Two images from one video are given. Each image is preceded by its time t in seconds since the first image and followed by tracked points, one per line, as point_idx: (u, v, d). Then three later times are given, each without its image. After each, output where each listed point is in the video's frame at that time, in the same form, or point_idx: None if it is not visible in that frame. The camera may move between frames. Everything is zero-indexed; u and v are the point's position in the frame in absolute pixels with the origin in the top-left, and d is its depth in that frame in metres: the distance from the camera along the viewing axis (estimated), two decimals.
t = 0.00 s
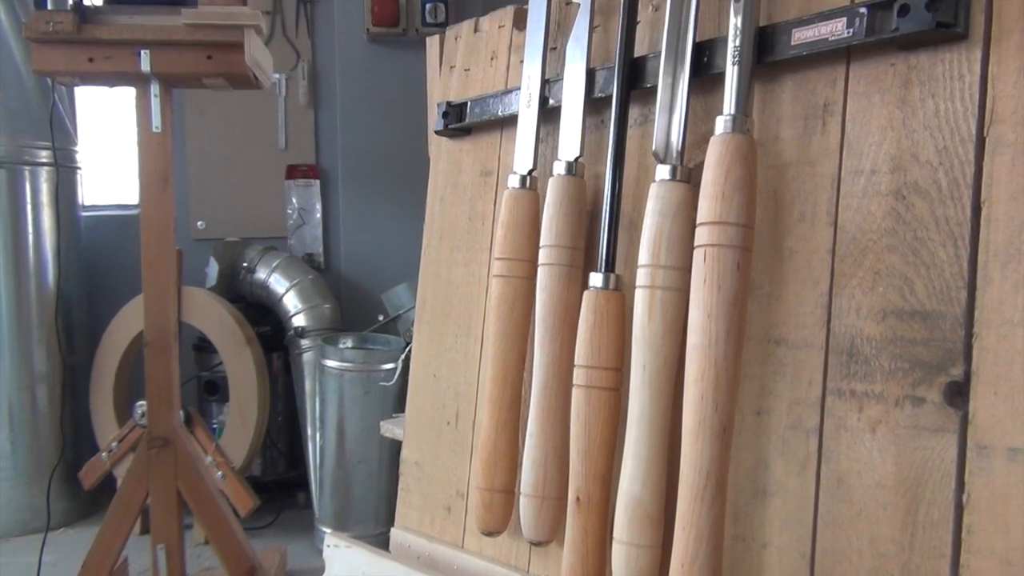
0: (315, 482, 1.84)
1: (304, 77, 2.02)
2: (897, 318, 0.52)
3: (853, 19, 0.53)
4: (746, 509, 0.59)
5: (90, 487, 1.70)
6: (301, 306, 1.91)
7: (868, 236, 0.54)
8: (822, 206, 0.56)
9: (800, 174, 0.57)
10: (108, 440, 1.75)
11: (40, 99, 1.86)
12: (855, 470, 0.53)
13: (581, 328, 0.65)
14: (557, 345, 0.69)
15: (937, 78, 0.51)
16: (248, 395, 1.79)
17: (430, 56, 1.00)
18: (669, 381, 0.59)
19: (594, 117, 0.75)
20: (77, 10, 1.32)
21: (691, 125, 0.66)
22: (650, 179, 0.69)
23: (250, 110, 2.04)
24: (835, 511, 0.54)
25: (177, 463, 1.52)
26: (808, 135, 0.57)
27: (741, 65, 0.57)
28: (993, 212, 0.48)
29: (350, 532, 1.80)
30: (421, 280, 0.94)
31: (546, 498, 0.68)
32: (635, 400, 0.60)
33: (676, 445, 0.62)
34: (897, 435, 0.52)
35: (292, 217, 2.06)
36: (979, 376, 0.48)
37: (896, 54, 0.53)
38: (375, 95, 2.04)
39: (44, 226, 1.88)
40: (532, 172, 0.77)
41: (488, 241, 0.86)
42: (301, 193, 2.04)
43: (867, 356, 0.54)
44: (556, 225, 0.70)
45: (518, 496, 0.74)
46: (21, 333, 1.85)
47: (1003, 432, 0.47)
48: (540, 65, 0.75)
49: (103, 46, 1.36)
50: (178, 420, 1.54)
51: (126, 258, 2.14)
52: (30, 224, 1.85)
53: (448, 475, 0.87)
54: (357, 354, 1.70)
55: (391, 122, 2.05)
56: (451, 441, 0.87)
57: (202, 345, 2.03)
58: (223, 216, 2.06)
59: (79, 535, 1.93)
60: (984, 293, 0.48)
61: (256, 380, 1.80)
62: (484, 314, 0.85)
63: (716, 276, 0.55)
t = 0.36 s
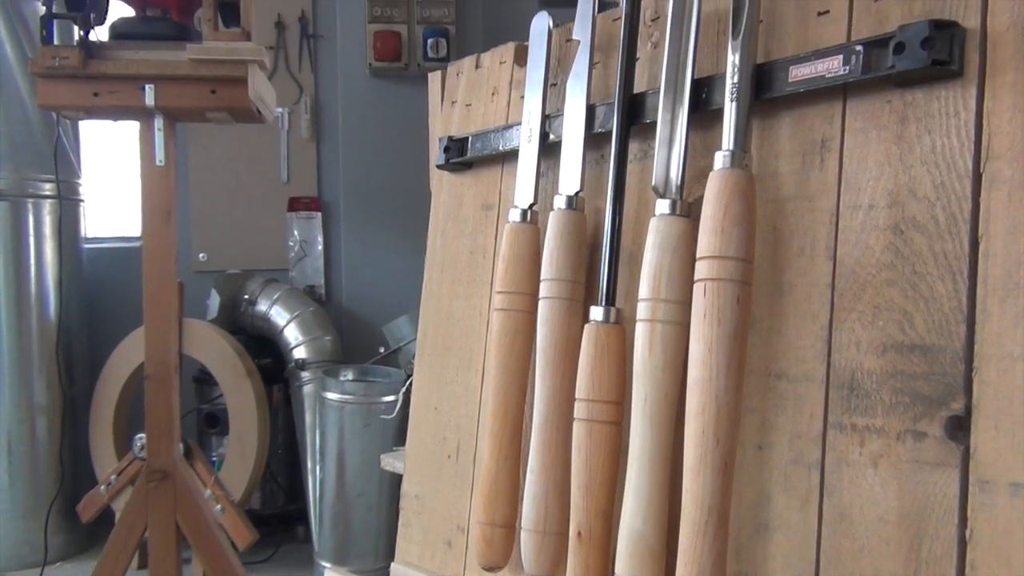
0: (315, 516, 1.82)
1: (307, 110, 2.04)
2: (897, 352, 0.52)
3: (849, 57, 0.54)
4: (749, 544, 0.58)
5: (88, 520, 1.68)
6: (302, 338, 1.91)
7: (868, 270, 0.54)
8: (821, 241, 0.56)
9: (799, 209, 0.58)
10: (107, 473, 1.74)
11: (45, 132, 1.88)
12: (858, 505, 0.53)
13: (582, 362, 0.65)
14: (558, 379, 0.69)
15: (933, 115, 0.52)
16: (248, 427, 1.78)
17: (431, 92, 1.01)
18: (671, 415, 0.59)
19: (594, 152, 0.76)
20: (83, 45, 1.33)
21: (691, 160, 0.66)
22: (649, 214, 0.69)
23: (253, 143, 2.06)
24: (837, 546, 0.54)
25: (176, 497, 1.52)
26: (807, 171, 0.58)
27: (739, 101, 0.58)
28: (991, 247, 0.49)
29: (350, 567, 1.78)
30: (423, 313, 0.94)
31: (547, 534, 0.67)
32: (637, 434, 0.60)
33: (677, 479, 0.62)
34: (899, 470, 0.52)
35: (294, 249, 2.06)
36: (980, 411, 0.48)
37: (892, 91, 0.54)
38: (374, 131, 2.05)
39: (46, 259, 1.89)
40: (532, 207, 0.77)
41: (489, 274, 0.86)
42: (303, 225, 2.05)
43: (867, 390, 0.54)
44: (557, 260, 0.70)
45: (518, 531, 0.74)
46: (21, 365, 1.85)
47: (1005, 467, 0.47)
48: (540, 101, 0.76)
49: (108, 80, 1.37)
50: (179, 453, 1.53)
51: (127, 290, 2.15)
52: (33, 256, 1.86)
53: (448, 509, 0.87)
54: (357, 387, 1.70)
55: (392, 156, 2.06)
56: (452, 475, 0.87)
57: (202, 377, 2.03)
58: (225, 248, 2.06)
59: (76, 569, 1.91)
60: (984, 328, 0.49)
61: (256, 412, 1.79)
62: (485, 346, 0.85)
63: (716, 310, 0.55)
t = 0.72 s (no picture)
0: (314, 549, 1.81)
1: (310, 143, 2.05)
2: (897, 387, 0.53)
3: (845, 94, 0.55)
4: None
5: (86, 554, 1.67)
6: (303, 371, 1.91)
7: (867, 304, 0.54)
8: (820, 275, 0.57)
9: (799, 244, 0.58)
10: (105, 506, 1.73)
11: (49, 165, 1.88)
12: (860, 540, 0.53)
13: (583, 396, 0.66)
14: (559, 412, 0.69)
15: (930, 151, 0.52)
16: (248, 460, 1.77)
17: (432, 127, 1.02)
18: (672, 448, 0.59)
19: (594, 187, 0.77)
20: (88, 79, 1.35)
21: (690, 194, 0.67)
22: (649, 248, 0.70)
23: (255, 176, 2.07)
24: None
25: (175, 531, 1.51)
26: (805, 205, 0.58)
27: (737, 137, 0.59)
28: (989, 281, 0.49)
29: None
30: (424, 346, 0.95)
31: (548, 569, 0.66)
32: (638, 468, 0.60)
33: (679, 513, 0.61)
34: (901, 505, 0.51)
35: (295, 281, 2.06)
36: (981, 445, 0.48)
37: (889, 128, 0.54)
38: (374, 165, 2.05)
39: (48, 291, 1.88)
40: (533, 241, 0.78)
41: (490, 307, 0.87)
42: (305, 258, 2.05)
43: (868, 424, 0.54)
44: (558, 293, 0.70)
45: (519, 566, 0.73)
46: (21, 399, 1.83)
47: (1007, 501, 0.47)
48: (540, 135, 0.77)
49: (112, 114, 1.39)
50: (178, 486, 1.53)
51: (128, 322, 2.15)
52: (35, 289, 1.85)
53: (449, 544, 0.86)
54: (358, 419, 1.69)
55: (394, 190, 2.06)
56: (452, 509, 0.87)
57: (202, 410, 2.03)
58: (226, 280, 2.07)
59: None
60: (983, 362, 0.49)
61: (256, 445, 1.78)
62: (485, 379, 0.85)
63: (716, 344, 0.56)
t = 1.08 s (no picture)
0: None
1: (312, 171, 2.07)
2: (898, 416, 0.52)
3: (843, 124, 0.55)
4: None
5: None
6: (303, 399, 1.91)
7: (868, 332, 0.55)
8: (820, 304, 0.57)
9: (798, 273, 0.59)
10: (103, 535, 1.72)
11: (51, 193, 1.88)
12: (863, 570, 0.53)
13: (584, 425, 0.65)
14: (560, 440, 0.69)
15: (927, 181, 0.53)
16: (247, 488, 1.76)
17: (434, 157, 1.03)
18: (674, 477, 0.59)
19: (594, 215, 0.77)
20: (92, 108, 1.36)
21: (691, 223, 0.67)
22: (650, 276, 0.70)
23: (257, 203, 2.08)
24: None
25: (173, 561, 1.49)
26: (805, 234, 0.59)
27: (737, 166, 0.59)
28: (988, 310, 0.49)
29: None
30: (425, 374, 0.95)
31: None
32: (639, 497, 0.59)
33: (680, 542, 0.61)
34: (904, 535, 0.51)
35: (296, 308, 2.07)
36: (983, 475, 0.48)
37: (887, 158, 0.55)
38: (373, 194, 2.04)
39: (49, 318, 1.88)
40: (534, 268, 0.78)
41: (490, 335, 0.87)
42: (306, 285, 2.06)
43: (869, 453, 0.54)
44: (558, 321, 0.70)
45: None
46: (20, 426, 1.82)
47: (1009, 531, 0.47)
48: (542, 164, 0.77)
49: (116, 143, 1.40)
50: (178, 515, 1.52)
51: (129, 349, 2.15)
52: (35, 316, 1.85)
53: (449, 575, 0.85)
54: (357, 447, 1.69)
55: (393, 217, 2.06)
56: (452, 539, 0.86)
57: (202, 437, 2.02)
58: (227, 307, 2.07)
59: None
60: (984, 391, 0.49)
61: (256, 473, 1.77)
62: (486, 407, 0.85)
63: (716, 373, 0.56)
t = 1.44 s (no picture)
0: None
1: (313, 196, 2.07)
2: (899, 442, 0.52)
3: (841, 151, 0.56)
4: None
5: None
6: (303, 423, 1.90)
7: (868, 358, 0.55)
8: (820, 329, 0.57)
9: (798, 299, 0.59)
10: (101, 561, 1.70)
11: (53, 217, 1.88)
12: None
13: (584, 450, 0.65)
14: (561, 466, 0.68)
15: (926, 207, 0.53)
16: (247, 514, 1.75)
17: (435, 182, 1.04)
18: (676, 503, 0.59)
19: (594, 241, 0.78)
20: (95, 134, 1.38)
21: (691, 249, 0.67)
22: (650, 302, 0.70)
23: (259, 228, 2.08)
24: None
25: None
26: (804, 260, 0.59)
27: (736, 192, 0.60)
28: (988, 336, 0.49)
29: None
30: (426, 398, 0.95)
31: None
32: (641, 522, 0.59)
33: (682, 569, 0.61)
34: (907, 562, 0.51)
35: (296, 332, 2.07)
36: (985, 501, 0.48)
37: (885, 184, 0.55)
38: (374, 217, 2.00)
39: (49, 342, 1.88)
40: (534, 294, 0.78)
41: (491, 360, 0.87)
42: (307, 309, 2.06)
43: (871, 480, 0.53)
44: (559, 347, 0.71)
45: None
46: (19, 451, 1.81)
47: (1013, 559, 0.46)
48: (542, 189, 0.78)
49: (118, 168, 1.40)
50: (176, 540, 1.51)
51: (129, 373, 2.15)
52: (36, 340, 1.85)
53: None
54: (358, 472, 1.68)
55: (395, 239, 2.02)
56: (453, 566, 0.85)
57: (202, 462, 2.01)
58: (228, 331, 2.07)
59: None
60: (985, 417, 0.49)
61: (255, 498, 1.76)
62: (487, 432, 0.85)
63: (716, 398, 0.56)
